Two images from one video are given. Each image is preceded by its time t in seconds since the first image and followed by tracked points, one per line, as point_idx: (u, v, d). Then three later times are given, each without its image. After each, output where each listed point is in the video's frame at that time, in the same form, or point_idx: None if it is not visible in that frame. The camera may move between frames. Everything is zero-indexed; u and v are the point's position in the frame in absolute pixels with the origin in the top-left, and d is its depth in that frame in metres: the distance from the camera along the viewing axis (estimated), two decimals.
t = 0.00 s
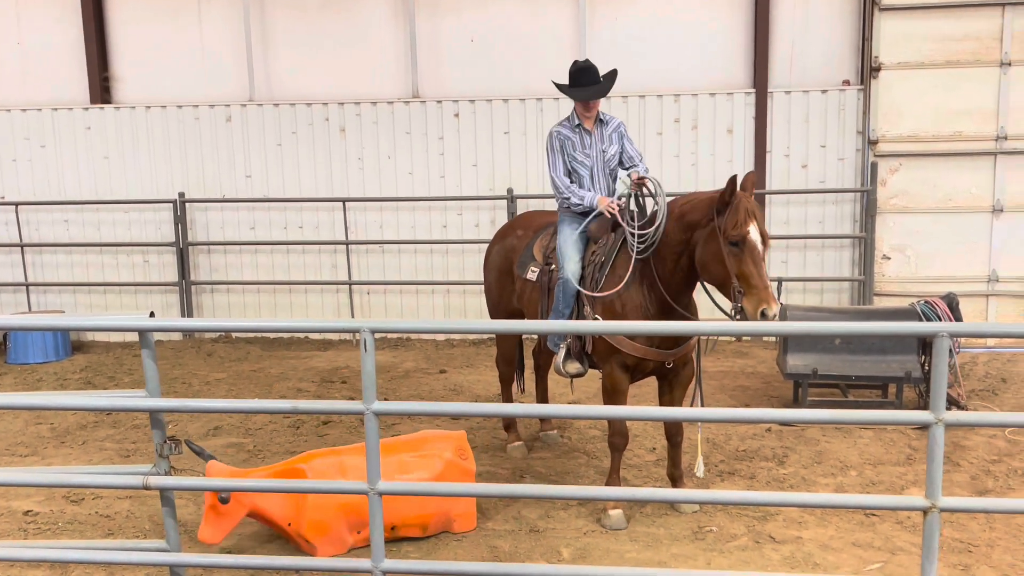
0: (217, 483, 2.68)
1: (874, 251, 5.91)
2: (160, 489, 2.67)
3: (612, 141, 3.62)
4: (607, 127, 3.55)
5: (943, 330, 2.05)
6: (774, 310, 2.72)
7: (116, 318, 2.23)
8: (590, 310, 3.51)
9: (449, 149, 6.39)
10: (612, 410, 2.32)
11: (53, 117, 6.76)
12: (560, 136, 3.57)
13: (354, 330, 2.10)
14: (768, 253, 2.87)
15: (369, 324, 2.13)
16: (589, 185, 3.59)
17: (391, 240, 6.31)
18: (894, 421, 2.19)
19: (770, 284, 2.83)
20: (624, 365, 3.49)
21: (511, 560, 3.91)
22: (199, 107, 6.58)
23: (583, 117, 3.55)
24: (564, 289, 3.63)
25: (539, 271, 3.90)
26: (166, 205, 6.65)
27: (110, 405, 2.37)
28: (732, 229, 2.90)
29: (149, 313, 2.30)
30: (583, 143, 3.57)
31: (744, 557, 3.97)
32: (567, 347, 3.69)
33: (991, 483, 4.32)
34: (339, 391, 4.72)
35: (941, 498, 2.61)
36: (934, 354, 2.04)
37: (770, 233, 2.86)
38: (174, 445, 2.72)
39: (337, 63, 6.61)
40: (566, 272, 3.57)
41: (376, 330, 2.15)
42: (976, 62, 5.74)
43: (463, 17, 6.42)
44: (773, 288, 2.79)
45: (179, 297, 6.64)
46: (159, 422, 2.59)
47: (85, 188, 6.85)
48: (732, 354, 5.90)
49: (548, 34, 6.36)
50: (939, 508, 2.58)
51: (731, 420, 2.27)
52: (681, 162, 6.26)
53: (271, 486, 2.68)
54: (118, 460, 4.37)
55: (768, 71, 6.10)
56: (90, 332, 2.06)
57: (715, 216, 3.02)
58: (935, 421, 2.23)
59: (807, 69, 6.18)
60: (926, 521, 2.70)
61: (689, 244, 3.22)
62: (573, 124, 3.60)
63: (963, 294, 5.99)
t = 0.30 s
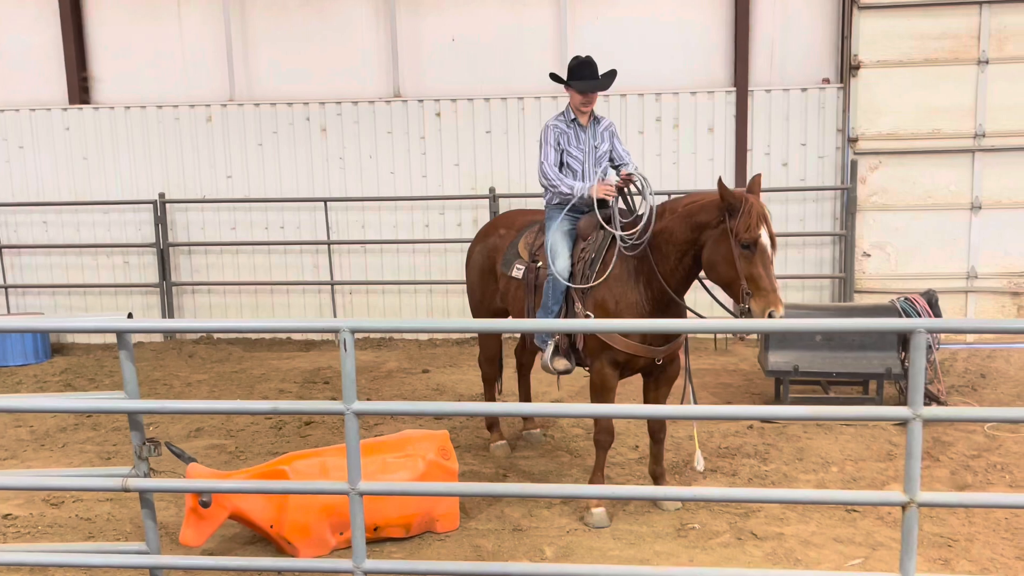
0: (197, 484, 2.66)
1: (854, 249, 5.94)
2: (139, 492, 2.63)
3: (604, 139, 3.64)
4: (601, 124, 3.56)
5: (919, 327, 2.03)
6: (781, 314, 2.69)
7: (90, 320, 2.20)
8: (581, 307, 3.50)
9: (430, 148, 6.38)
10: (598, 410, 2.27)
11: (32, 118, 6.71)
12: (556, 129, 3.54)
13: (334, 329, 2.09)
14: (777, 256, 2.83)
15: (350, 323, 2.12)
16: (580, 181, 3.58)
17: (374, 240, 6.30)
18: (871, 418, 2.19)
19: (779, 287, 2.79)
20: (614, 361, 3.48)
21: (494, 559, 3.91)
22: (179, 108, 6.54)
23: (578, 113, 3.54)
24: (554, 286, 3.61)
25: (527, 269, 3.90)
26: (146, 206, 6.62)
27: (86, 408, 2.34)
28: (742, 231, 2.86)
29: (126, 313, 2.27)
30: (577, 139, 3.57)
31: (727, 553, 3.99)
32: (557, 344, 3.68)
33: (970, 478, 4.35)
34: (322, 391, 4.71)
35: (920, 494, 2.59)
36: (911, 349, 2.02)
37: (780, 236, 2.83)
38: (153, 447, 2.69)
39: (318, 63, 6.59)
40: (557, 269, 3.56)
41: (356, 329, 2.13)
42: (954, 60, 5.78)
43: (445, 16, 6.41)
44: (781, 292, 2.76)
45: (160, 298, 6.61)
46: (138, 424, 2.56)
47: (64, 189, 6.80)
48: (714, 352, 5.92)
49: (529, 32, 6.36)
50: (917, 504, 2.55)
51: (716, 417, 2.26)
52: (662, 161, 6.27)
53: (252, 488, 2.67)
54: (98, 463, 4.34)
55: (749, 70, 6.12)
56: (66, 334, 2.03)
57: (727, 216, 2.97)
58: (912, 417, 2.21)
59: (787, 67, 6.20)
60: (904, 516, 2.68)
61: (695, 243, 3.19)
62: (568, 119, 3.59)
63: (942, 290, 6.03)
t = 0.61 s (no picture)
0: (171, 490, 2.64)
1: (828, 249, 5.98)
2: (109, 497, 2.59)
3: (588, 140, 3.65)
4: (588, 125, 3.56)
5: (888, 326, 2.06)
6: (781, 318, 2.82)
7: (61, 325, 2.18)
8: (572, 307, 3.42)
9: (406, 150, 6.37)
10: (576, 410, 2.28)
11: (2, 121, 6.65)
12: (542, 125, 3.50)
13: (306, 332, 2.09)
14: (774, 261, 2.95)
15: (322, 326, 2.11)
16: (563, 179, 3.56)
17: (349, 242, 6.28)
18: (845, 417, 2.18)
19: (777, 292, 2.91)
20: (603, 360, 3.45)
21: (470, 561, 3.91)
22: (151, 110, 6.49)
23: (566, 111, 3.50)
24: (543, 285, 3.48)
25: (512, 271, 3.85)
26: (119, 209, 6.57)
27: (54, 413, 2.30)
28: (748, 236, 2.92)
29: (96, 317, 2.23)
30: (563, 137, 3.54)
31: (702, 553, 4.01)
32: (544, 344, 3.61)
33: (942, 475, 4.39)
34: (297, 395, 4.69)
35: (889, 492, 2.65)
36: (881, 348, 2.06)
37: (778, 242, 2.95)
38: (124, 452, 2.65)
39: (293, 65, 6.55)
40: (546, 269, 3.47)
41: (328, 332, 2.13)
42: (925, 61, 5.84)
43: (420, 18, 6.40)
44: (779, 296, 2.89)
45: (133, 302, 6.57)
46: (108, 430, 2.53)
47: (35, 192, 6.74)
48: (691, 351, 5.94)
49: (504, 34, 6.36)
50: (886, 502, 2.62)
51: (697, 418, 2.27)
52: (637, 162, 6.29)
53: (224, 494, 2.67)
54: (69, 469, 4.30)
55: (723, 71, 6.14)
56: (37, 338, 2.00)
57: (730, 220, 3.03)
58: (882, 416, 2.24)
59: (761, 68, 6.23)
60: (875, 514, 2.73)
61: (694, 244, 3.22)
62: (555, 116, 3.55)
63: (915, 289, 6.09)
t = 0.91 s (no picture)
0: (137, 498, 2.65)
1: (797, 250, 6.02)
2: (73, 505, 2.60)
3: (572, 151, 3.59)
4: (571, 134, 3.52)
5: (853, 327, 2.10)
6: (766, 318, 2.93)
7: (23, 331, 2.17)
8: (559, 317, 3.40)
9: (376, 153, 6.35)
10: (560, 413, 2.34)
11: None
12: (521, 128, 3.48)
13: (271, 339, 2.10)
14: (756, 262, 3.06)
15: (287, 334, 2.13)
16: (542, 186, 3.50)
17: (319, 246, 6.25)
18: (805, 418, 2.23)
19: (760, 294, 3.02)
20: (605, 366, 3.41)
21: (441, 566, 3.90)
22: (117, 113, 6.43)
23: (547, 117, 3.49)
24: (528, 296, 3.45)
25: (493, 279, 3.82)
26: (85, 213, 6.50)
27: (16, 421, 2.29)
28: (735, 240, 2.99)
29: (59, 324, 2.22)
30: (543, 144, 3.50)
31: (674, 554, 4.01)
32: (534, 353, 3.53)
33: (910, 474, 4.43)
34: (266, 400, 4.66)
35: (856, 492, 2.70)
36: (847, 349, 2.11)
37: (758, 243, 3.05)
38: (88, 460, 2.64)
39: (262, 68, 6.51)
40: (529, 280, 3.42)
41: (292, 339, 2.16)
42: (892, 64, 5.90)
43: (389, 20, 6.38)
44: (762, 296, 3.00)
45: (100, 308, 6.50)
46: (72, 438, 2.50)
47: None
48: (663, 353, 5.96)
49: (474, 36, 6.35)
50: (853, 501, 2.67)
51: (671, 421, 2.33)
52: (608, 164, 6.31)
53: (189, 500, 2.68)
54: (34, 477, 4.25)
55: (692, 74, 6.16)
56: None
57: (716, 223, 3.08)
58: (848, 416, 2.30)
59: (730, 71, 6.26)
60: (842, 515, 2.79)
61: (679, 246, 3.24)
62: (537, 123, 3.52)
63: (884, 289, 6.15)
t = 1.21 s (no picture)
0: (91, 508, 2.61)
1: (758, 254, 6.07)
2: (23, 518, 2.51)
3: (546, 155, 3.64)
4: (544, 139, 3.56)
5: (809, 330, 2.14)
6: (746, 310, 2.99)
7: None
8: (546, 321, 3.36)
9: (338, 158, 6.33)
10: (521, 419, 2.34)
11: None
12: (496, 140, 3.49)
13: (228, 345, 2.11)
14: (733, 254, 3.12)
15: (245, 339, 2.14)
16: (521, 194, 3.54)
17: (281, 252, 6.22)
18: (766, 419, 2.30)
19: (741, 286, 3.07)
20: (595, 371, 3.40)
21: (402, 573, 3.88)
22: (74, 119, 6.35)
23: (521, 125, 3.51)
24: (510, 301, 3.41)
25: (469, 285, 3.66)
26: (42, 220, 6.41)
27: None
28: (712, 234, 3.04)
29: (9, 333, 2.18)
30: (519, 152, 3.52)
31: (636, 558, 4.03)
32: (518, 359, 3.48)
33: (869, 475, 4.48)
34: (226, 408, 4.62)
35: (812, 493, 2.75)
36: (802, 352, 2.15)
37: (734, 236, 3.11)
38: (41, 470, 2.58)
39: (222, 73, 6.45)
40: (513, 286, 3.40)
41: (250, 345, 2.17)
42: (849, 70, 6.02)
43: (350, 25, 6.36)
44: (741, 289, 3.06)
45: (57, 316, 6.41)
46: (24, 447, 2.45)
47: None
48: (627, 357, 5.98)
49: (436, 41, 6.35)
50: (809, 503, 2.72)
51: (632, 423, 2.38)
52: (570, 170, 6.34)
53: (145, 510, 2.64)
54: None
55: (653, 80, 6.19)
56: None
57: (692, 219, 3.13)
58: (804, 418, 2.35)
59: (691, 77, 6.31)
60: (799, 517, 2.84)
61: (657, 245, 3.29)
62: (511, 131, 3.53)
63: (844, 292, 6.25)
